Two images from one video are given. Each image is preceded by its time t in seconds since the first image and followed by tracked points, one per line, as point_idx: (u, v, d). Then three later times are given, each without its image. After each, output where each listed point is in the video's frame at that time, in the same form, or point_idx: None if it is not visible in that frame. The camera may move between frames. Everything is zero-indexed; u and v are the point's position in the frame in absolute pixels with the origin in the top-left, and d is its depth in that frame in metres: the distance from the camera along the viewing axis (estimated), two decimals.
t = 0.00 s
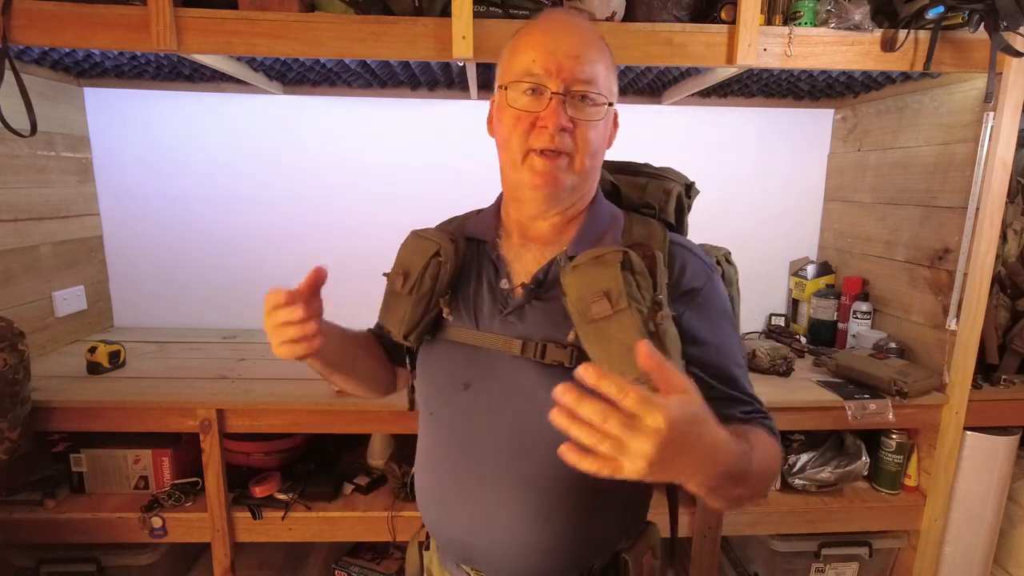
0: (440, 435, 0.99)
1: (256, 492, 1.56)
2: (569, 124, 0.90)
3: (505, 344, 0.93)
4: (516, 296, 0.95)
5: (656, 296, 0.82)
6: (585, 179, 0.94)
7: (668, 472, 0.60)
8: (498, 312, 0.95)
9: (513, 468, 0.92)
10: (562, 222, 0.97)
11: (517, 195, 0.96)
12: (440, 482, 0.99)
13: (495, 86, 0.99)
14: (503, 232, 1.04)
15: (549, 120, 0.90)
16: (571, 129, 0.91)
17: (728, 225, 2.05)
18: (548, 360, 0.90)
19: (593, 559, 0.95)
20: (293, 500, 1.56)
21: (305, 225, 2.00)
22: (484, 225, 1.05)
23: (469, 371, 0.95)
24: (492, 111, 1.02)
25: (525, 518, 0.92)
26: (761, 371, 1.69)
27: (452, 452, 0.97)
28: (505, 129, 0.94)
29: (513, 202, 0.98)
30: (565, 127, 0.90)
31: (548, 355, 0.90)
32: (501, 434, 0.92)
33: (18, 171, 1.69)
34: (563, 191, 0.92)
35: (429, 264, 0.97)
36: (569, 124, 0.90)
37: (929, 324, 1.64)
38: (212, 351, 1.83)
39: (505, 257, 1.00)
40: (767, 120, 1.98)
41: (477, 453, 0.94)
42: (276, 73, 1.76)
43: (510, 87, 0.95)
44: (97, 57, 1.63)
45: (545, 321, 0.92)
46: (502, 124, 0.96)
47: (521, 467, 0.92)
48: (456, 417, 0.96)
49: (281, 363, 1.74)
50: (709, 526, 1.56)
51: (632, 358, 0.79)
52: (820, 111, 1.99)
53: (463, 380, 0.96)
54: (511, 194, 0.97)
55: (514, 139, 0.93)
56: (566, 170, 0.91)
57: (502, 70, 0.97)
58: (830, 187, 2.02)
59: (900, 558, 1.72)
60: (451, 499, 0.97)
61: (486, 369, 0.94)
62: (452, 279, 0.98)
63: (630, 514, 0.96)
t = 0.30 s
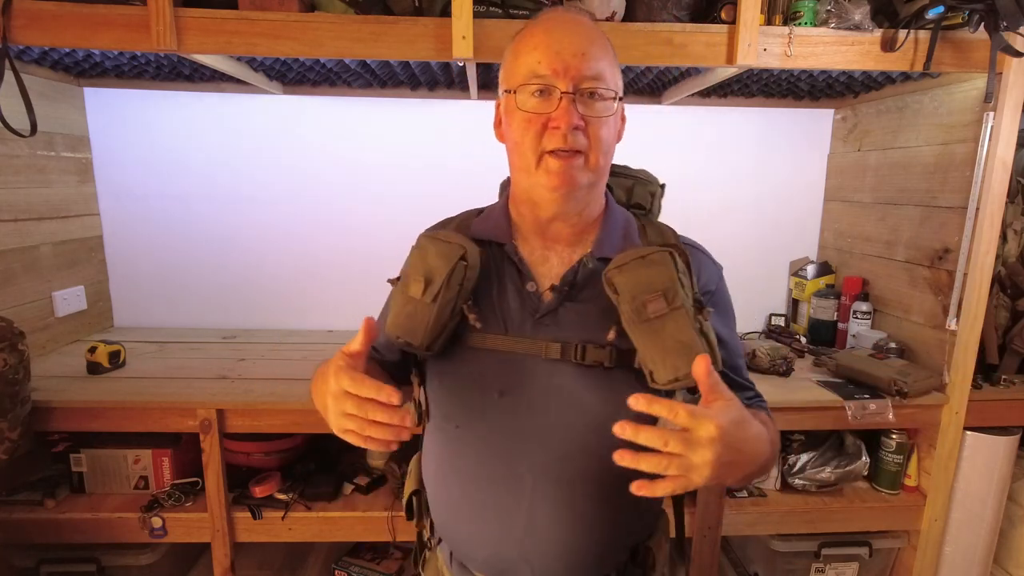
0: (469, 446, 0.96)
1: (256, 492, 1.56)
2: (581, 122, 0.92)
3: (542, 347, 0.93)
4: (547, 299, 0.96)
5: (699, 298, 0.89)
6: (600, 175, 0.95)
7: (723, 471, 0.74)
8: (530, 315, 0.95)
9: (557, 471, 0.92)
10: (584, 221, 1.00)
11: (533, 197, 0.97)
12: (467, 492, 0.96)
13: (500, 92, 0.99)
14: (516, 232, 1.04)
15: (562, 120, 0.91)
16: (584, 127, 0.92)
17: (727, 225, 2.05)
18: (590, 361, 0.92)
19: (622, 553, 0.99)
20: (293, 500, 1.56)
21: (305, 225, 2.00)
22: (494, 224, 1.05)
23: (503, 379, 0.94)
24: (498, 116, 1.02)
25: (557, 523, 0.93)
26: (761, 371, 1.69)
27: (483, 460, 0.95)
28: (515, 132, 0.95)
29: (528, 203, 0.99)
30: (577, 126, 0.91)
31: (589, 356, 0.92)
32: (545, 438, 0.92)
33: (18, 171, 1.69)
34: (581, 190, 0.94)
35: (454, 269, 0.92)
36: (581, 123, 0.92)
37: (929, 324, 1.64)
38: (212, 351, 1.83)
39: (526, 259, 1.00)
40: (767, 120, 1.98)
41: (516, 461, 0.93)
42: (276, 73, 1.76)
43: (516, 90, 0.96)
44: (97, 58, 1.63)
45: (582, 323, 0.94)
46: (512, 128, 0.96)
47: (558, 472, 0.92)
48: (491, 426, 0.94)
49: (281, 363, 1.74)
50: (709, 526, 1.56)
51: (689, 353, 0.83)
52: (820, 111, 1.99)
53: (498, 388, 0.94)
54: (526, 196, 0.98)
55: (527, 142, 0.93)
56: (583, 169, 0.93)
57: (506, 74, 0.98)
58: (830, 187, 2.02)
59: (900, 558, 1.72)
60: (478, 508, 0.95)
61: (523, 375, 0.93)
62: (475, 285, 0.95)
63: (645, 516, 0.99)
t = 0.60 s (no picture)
0: (498, 450, 0.95)
1: (256, 492, 1.56)
2: (576, 120, 0.92)
3: (570, 344, 0.93)
4: (571, 297, 0.96)
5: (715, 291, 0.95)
6: (602, 170, 0.95)
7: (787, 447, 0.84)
8: (557, 313, 0.95)
9: (588, 469, 0.94)
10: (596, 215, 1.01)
11: (539, 198, 0.97)
12: (497, 495, 0.96)
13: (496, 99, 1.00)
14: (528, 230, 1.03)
15: (557, 120, 0.91)
16: (580, 125, 0.92)
17: (727, 225, 2.05)
18: (618, 355, 0.93)
19: (645, 542, 1.02)
20: (293, 500, 1.56)
21: (304, 224, 2.00)
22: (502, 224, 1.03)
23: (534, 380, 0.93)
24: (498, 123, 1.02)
25: (582, 521, 0.95)
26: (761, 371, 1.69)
27: (512, 461, 0.95)
28: (514, 137, 0.95)
29: (534, 204, 0.99)
30: (573, 124, 0.91)
31: (616, 351, 0.93)
32: (578, 437, 0.93)
33: (18, 171, 1.69)
34: (585, 186, 0.94)
35: (482, 270, 0.91)
36: (576, 121, 0.92)
37: (929, 324, 1.64)
38: (212, 351, 1.82)
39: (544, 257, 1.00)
40: (767, 120, 1.98)
41: (548, 461, 0.94)
42: (276, 73, 1.76)
43: (510, 97, 0.96)
44: (97, 58, 1.63)
45: (607, 319, 0.95)
46: (510, 133, 0.96)
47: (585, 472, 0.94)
48: (522, 428, 0.94)
49: (281, 363, 1.74)
50: (710, 525, 1.56)
51: (718, 341, 0.88)
52: (820, 111, 1.99)
53: (529, 390, 0.93)
54: (530, 198, 0.98)
55: (526, 145, 0.94)
56: (584, 165, 0.92)
57: (500, 82, 0.98)
58: (830, 187, 2.02)
59: (900, 558, 1.72)
60: (504, 507, 0.96)
61: (553, 374, 0.93)
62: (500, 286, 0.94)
63: (658, 512, 1.01)
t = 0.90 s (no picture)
0: (474, 443, 0.96)
1: (256, 492, 1.56)
2: (550, 123, 0.91)
3: (543, 342, 0.93)
4: (547, 296, 0.95)
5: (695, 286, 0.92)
6: (579, 172, 0.94)
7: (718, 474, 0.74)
8: (531, 312, 0.95)
9: (564, 464, 0.93)
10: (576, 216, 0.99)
11: (517, 201, 0.96)
12: (475, 488, 0.97)
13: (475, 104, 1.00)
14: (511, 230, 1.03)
15: (529, 125, 0.90)
16: (553, 129, 0.91)
17: (728, 225, 2.05)
18: (591, 353, 0.92)
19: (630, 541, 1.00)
20: (293, 500, 1.56)
21: (305, 224, 2.00)
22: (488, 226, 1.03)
23: (508, 374, 0.94)
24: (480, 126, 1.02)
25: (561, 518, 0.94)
26: (760, 371, 1.69)
27: (488, 457, 0.95)
28: (491, 141, 0.95)
29: (513, 207, 0.99)
30: (546, 128, 0.91)
31: (590, 349, 0.92)
32: (552, 432, 0.93)
33: (18, 171, 1.69)
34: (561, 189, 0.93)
35: (456, 269, 0.93)
36: (550, 124, 0.91)
37: (929, 323, 1.64)
38: (212, 351, 1.82)
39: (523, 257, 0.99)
40: (767, 120, 1.98)
41: (523, 455, 0.94)
42: (276, 73, 1.76)
43: (486, 102, 0.96)
44: (97, 58, 1.63)
45: (582, 316, 0.94)
46: (487, 137, 0.96)
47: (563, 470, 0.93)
48: (496, 423, 0.94)
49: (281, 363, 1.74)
50: (709, 526, 1.56)
51: (691, 339, 0.86)
52: (820, 111, 1.99)
53: (502, 384, 0.94)
54: (509, 200, 0.98)
55: (502, 150, 0.94)
56: (558, 169, 0.92)
57: (478, 87, 0.98)
58: (830, 187, 2.02)
59: (900, 558, 1.72)
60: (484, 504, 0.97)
61: (527, 369, 0.93)
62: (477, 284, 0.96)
63: (640, 514, 1.00)
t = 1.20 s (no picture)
0: (417, 425, 1.00)
1: (256, 492, 1.56)
2: (520, 130, 0.89)
3: (469, 338, 0.91)
4: (485, 292, 0.94)
5: (608, 291, 0.78)
6: (546, 179, 0.93)
7: (543, 464, 0.60)
8: (468, 307, 0.94)
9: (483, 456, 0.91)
10: (534, 223, 0.97)
11: (485, 202, 0.96)
12: (413, 469, 1.00)
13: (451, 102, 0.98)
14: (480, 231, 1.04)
15: (499, 130, 0.88)
16: (523, 135, 0.89)
17: (728, 225, 2.05)
18: (510, 354, 0.87)
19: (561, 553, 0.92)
20: (293, 500, 1.56)
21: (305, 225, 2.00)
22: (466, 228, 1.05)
23: (441, 365, 0.95)
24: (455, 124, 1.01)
25: (480, 515, 0.91)
26: (760, 371, 1.69)
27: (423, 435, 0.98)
28: (462, 141, 0.94)
29: (482, 208, 0.99)
30: (516, 134, 0.89)
31: (509, 350, 0.88)
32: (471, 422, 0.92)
33: (18, 171, 1.69)
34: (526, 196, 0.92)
35: (407, 263, 0.97)
36: (520, 131, 0.89)
37: (929, 323, 1.64)
38: (212, 351, 1.82)
39: (479, 258, 1.00)
40: (767, 120, 1.98)
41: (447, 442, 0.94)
42: (276, 73, 1.76)
43: (460, 101, 0.94)
44: (97, 58, 1.63)
45: (510, 315, 0.90)
46: (459, 137, 0.95)
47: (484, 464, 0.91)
48: (429, 407, 0.97)
49: (281, 363, 1.74)
50: (709, 525, 1.56)
51: (588, 350, 0.76)
52: (820, 111, 1.99)
53: (435, 373, 0.96)
54: (478, 201, 0.98)
55: (471, 151, 0.92)
56: (525, 176, 0.91)
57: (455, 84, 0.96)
58: (830, 187, 2.02)
59: (900, 558, 1.72)
60: (418, 488, 0.99)
61: (457, 363, 0.93)
62: (431, 276, 0.98)
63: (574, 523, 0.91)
